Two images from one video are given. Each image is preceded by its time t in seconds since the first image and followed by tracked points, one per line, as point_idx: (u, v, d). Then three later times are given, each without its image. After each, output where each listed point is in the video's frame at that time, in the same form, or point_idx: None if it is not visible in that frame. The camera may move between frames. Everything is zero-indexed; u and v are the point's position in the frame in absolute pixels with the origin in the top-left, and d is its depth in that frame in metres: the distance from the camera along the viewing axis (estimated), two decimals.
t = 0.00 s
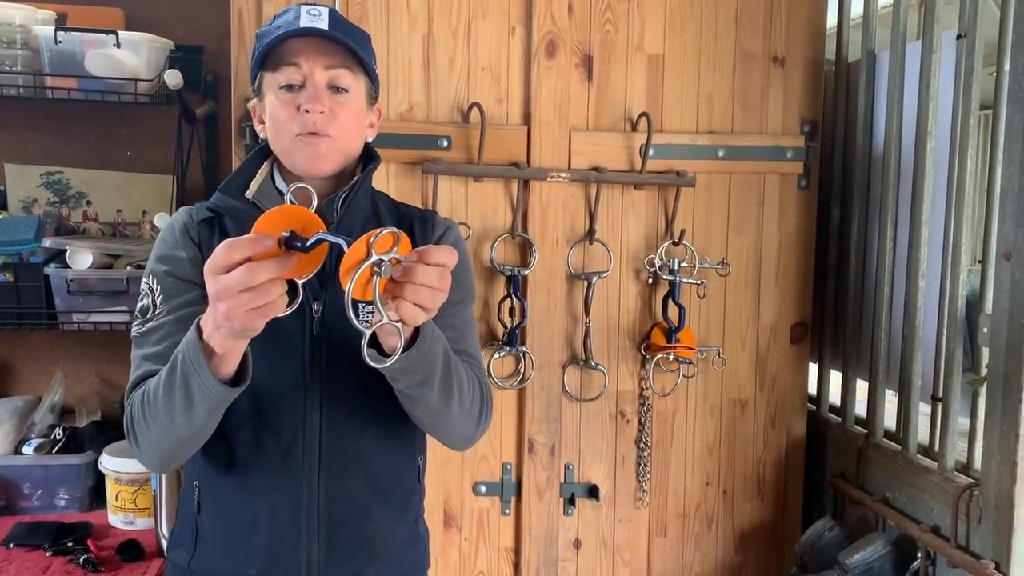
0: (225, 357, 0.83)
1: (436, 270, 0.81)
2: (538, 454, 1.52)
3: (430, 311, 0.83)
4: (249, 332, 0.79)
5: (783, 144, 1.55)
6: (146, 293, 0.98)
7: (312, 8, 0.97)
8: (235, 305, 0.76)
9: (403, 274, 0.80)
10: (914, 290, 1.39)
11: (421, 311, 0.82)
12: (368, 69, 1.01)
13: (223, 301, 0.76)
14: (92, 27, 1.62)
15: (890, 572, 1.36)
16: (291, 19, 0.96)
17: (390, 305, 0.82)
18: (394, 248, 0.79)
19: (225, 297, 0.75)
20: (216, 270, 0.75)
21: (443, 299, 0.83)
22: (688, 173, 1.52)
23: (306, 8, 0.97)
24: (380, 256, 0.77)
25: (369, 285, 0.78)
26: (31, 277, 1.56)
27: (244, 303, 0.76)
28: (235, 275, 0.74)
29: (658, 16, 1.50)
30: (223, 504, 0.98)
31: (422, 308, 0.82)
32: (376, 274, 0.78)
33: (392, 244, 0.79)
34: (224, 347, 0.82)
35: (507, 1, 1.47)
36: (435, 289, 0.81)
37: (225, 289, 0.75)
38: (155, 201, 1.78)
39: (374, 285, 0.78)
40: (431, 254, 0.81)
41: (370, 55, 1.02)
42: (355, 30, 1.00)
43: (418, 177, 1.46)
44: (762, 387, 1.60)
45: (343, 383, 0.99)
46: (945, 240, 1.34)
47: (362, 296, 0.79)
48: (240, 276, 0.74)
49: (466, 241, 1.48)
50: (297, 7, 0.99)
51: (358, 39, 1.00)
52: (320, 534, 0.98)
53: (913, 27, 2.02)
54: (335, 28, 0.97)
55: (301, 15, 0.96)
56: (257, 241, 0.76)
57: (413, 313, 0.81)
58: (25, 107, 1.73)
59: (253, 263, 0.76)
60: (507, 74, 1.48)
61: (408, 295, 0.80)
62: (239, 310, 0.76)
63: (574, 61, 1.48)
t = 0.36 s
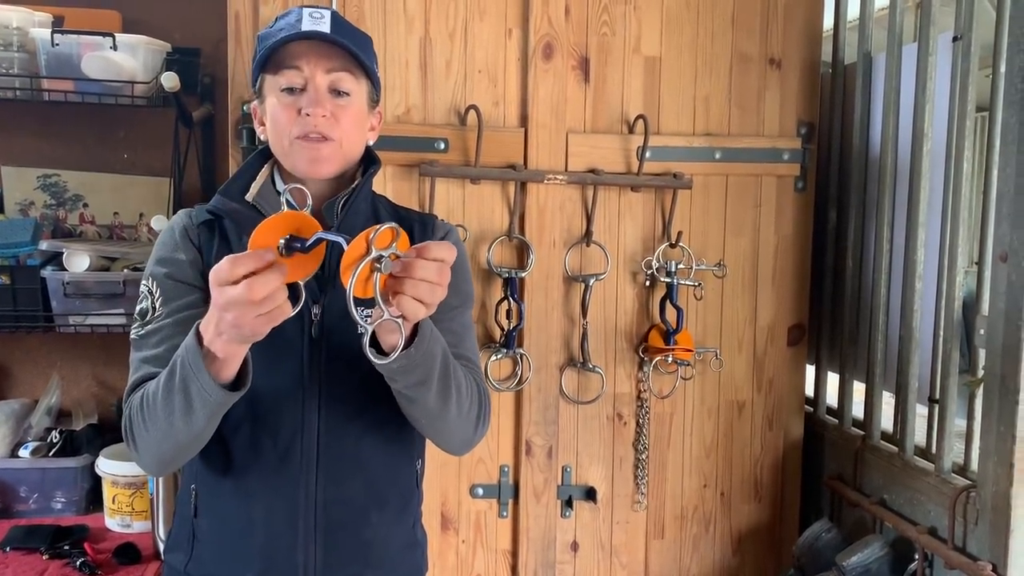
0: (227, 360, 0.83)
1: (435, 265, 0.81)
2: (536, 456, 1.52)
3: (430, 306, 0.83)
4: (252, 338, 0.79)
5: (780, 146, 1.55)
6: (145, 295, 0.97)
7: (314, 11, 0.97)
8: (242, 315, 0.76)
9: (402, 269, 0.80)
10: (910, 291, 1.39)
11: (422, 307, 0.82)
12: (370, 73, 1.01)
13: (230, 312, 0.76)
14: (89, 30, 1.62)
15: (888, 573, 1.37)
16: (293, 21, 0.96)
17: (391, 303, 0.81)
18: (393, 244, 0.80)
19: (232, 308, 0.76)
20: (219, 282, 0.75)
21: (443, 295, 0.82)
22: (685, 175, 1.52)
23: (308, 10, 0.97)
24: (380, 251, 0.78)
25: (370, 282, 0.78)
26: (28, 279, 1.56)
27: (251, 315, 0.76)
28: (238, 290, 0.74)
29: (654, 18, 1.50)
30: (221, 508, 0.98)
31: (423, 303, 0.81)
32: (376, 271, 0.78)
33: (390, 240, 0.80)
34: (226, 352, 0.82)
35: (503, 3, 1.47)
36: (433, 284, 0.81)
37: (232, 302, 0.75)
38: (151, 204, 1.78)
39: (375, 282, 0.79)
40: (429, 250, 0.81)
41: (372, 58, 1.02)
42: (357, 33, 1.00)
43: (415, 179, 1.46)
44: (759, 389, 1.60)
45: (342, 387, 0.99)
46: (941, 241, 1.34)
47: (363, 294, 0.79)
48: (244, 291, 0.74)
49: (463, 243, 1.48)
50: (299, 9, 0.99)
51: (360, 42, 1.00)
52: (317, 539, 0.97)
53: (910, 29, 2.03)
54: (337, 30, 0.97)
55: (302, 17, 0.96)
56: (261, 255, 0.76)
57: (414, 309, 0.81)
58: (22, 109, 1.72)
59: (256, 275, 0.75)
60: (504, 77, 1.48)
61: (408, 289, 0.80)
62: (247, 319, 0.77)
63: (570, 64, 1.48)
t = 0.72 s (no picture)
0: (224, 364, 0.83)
1: (425, 276, 0.81)
2: (533, 460, 1.52)
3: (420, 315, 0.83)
4: (248, 343, 0.80)
5: (776, 150, 1.55)
6: (142, 300, 0.97)
7: (309, 16, 0.97)
8: (249, 323, 0.77)
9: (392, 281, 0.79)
10: (906, 296, 1.40)
11: (412, 316, 0.82)
12: (365, 78, 1.01)
13: (238, 320, 0.76)
14: (86, 35, 1.62)
15: None
16: (289, 26, 0.97)
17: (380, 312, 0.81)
18: (381, 255, 0.78)
19: (240, 316, 0.76)
20: (226, 289, 0.75)
21: (433, 305, 0.82)
22: (682, 179, 1.52)
23: (304, 15, 0.97)
24: (369, 264, 0.76)
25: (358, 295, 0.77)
26: (24, 284, 1.56)
27: (257, 324, 0.77)
28: (245, 294, 0.75)
29: (650, 23, 1.51)
30: (216, 514, 0.97)
31: (412, 313, 0.82)
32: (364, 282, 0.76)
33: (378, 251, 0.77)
34: (220, 357, 0.82)
35: (500, 8, 1.47)
36: (424, 294, 0.81)
37: (239, 310, 0.76)
38: (148, 208, 1.77)
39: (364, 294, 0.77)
40: (421, 260, 0.81)
41: (368, 63, 1.02)
42: (352, 38, 1.00)
43: (412, 184, 1.46)
44: (756, 393, 1.60)
45: (338, 392, 0.99)
46: (937, 246, 1.35)
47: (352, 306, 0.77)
48: (252, 295, 0.75)
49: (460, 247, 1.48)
50: (294, 14, 0.99)
51: (355, 47, 1.00)
52: (313, 545, 0.97)
53: (905, 33, 2.03)
54: (331, 35, 0.97)
55: (298, 22, 0.97)
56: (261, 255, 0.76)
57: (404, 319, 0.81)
58: (19, 114, 1.72)
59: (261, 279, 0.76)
60: (501, 81, 1.48)
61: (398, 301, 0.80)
62: (254, 325, 0.77)
63: (567, 68, 1.49)
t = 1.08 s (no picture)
0: (217, 360, 0.82)
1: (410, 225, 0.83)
2: (529, 465, 1.52)
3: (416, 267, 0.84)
4: (237, 341, 0.79)
5: (770, 155, 1.56)
6: (137, 306, 0.98)
7: (308, 22, 0.97)
8: (233, 319, 0.76)
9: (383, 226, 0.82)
10: (901, 300, 1.40)
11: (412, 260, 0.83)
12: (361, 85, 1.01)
13: (220, 317, 0.76)
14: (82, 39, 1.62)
15: None
16: (286, 32, 0.97)
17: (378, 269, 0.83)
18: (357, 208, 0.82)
19: (223, 312, 0.76)
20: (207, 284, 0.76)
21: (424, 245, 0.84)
22: (677, 185, 1.53)
23: (302, 21, 0.97)
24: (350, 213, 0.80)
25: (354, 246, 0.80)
26: (20, 288, 1.56)
27: (240, 319, 0.77)
28: (226, 285, 0.75)
29: (646, 29, 1.52)
30: (210, 518, 0.98)
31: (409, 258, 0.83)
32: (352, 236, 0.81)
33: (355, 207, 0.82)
34: (213, 359, 0.82)
35: (496, 14, 1.48)
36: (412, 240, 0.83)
37: (221, 305, 0.75)
38: (144, 213, 1.77)
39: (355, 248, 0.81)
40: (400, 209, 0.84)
41: (365, 71, 1.02)
42: (351, 45, 1.00)
43: (408, 189, 1.47)
44: (751, 397, 1.60)
45: (332, 396, 0.99)
46: (931, 250, 1.35)
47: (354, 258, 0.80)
48: (233, 285, 0.75)
49: (456, 251, 1.48)
50: (294, 18, 0.99)
51: (352, 55, 0.99)
52: (307, 548, 0.98)
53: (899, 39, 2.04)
54: (329, 42, 0.97)
55: (296, 27, 0.97)
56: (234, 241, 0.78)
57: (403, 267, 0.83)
58: (15, 118, 1.72)
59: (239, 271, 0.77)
60: (497, 86, 1.49)
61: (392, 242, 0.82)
62: (239, 321, 0.77)
63: (563, 74, 1.49)
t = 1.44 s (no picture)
0: (212, 362, 0.82)
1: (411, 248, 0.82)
2: (526, 468, 1.52)
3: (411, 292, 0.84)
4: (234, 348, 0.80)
5: (767, 159, 1.56)
6: (132, 309, 0.97)
7: (305, 32, 0.98)
8: (234, 331, 0.76)
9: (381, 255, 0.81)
10: (897, 304, 1.40)
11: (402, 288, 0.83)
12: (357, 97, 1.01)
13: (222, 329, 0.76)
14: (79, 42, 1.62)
15: None
16: (283, 41, 0.98)
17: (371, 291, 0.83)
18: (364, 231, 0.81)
19: (224, 324, 0.76)
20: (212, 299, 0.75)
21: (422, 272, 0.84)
22: (673, 188, 1.53)
23: (300, 31, 0.98)
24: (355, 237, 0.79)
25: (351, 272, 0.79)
26: (16, 292, 1.56)
27: (241, 332, 0.77)
28: (229, 306, 0.75)
29: (642, 33, 1.52)
30: (204, 519, 0.97)
31: (404, 286, 0.82)
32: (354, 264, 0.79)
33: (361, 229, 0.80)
34: (206, 361, 0.82)
35: (493, 18, 1.48)
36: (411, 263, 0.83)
37: (224, 318, 0.76)
38: (141, 216, 1.77)
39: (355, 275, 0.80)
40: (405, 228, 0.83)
41: (362, 81, 1.02)
42: (349, 56, 1.00)
43: (405, 192, 1.47)
44: (747, 400, 1.60)
45: (327, 397, 0.99)
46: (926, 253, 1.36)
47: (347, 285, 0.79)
48: (236, 306, 0.75)
49: (452, 255, 1.48)
50: (292, 27, 1.00)
51: (349, 66, 1.00)
52: (301, 549, 0.97)
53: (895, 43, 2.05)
54: (325, 53, 0.98)
55: (293, 37, 0.97)
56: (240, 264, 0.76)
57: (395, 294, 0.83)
58: (11, 121, 1.72)
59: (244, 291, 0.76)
60: (493, 90, 1.49)
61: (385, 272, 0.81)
62: (239, 333, 0.77)
63: (560, 77, 1.49)
